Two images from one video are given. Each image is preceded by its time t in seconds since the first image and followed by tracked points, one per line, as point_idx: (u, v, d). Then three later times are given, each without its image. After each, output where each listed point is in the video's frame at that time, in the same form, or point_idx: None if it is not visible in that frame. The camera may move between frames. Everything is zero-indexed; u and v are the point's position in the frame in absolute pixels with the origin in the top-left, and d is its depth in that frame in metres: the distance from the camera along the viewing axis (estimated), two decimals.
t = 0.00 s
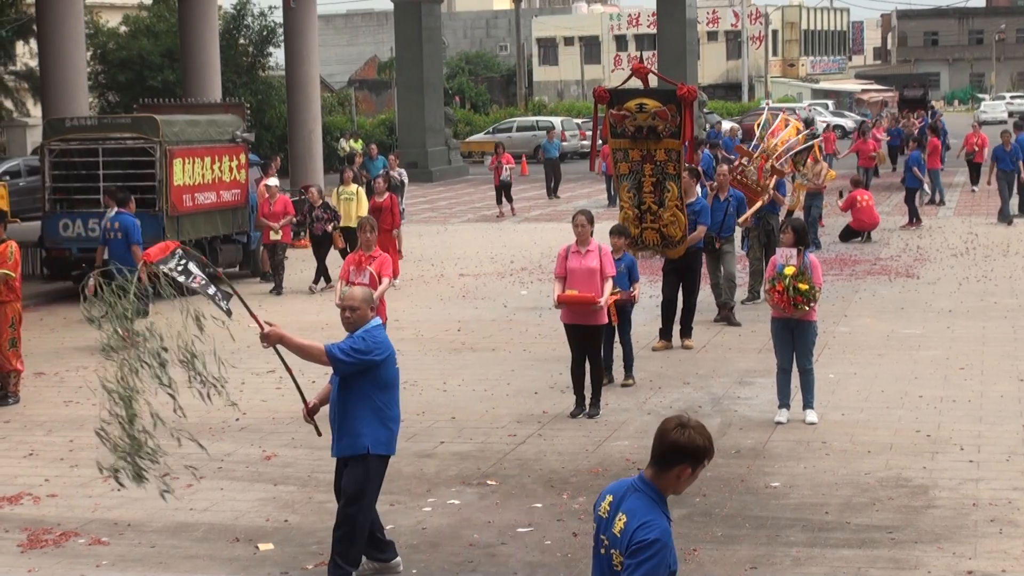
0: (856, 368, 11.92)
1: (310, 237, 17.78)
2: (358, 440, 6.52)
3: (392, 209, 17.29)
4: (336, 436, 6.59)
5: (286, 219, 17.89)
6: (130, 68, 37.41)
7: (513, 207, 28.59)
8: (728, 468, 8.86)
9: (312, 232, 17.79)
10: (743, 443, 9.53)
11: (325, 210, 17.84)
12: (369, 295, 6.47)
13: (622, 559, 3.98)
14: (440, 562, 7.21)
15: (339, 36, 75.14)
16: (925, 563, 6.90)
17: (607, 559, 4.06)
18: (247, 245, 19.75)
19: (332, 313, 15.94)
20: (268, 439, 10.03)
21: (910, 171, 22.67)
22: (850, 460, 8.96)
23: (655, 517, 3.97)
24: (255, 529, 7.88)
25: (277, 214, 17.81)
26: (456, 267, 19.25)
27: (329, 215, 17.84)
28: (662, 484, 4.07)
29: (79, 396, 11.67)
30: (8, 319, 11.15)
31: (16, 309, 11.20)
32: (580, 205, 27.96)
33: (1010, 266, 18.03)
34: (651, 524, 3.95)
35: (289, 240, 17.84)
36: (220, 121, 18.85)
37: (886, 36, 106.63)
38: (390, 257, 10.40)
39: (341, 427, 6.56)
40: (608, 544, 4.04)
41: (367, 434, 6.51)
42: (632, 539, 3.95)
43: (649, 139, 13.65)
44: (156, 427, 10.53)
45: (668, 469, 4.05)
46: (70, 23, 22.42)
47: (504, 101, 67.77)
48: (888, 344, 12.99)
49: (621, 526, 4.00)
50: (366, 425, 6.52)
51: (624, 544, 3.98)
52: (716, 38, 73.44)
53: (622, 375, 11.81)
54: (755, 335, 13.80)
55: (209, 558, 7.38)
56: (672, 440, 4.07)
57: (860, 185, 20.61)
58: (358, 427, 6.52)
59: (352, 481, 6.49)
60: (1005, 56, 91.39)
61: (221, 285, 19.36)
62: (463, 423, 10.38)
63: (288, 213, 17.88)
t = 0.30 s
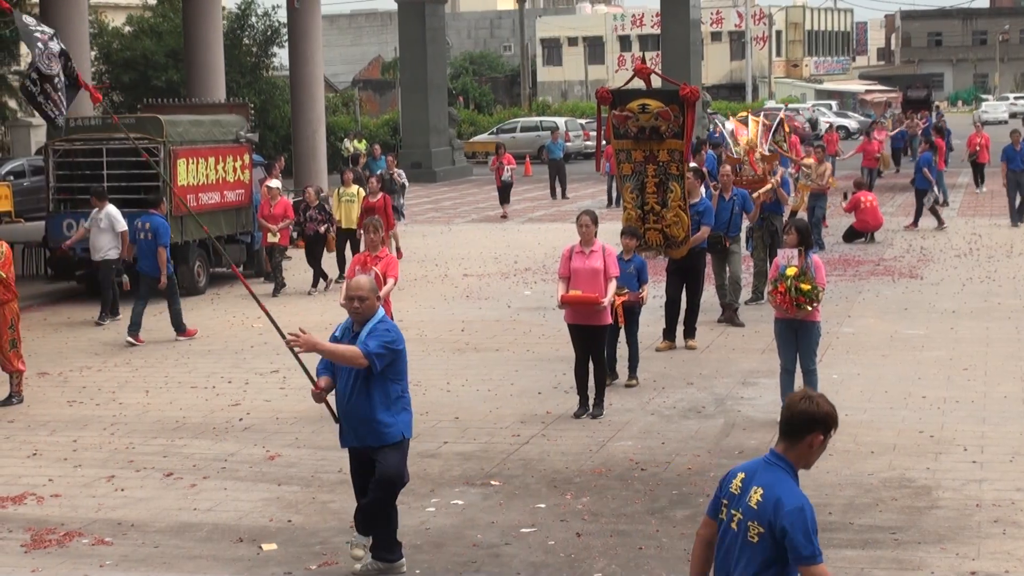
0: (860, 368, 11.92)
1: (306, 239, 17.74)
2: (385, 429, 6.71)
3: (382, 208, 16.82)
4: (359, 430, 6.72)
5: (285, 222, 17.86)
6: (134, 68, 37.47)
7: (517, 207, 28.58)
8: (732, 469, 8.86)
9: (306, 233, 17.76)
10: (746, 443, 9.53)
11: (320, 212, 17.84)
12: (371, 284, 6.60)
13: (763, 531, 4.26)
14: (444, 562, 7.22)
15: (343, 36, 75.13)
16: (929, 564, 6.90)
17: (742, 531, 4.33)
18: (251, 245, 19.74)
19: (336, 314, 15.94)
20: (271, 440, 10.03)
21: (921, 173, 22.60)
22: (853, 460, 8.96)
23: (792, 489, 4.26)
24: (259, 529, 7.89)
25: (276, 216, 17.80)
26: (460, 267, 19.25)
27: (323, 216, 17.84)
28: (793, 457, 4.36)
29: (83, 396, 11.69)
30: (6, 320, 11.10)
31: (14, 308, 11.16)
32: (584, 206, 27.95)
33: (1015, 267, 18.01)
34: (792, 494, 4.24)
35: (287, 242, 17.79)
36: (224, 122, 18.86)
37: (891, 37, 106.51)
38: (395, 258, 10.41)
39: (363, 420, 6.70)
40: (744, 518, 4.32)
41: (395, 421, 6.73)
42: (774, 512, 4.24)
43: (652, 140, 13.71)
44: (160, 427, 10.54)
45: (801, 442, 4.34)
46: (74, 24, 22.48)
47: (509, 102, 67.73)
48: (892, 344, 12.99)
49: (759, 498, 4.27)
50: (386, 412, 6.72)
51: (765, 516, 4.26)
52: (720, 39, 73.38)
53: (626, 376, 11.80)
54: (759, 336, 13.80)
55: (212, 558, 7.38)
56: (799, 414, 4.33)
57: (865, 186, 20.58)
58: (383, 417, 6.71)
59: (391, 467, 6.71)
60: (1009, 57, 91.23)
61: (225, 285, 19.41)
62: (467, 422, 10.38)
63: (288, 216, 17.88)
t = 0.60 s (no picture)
0: (860, 370, 11.92)
1: (298, 242, 17.70)
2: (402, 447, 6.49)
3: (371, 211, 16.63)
4: (379, 448, 6.45)
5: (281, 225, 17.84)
6: (134, 70, 37.48)
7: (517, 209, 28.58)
8: (731, 470, 8.86)
9: (298, 236, 17.72)
10: (746, 444, 9.53)
11: (313, 214, 17.71)
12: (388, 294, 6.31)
13: (889, 504, 4.38)
14: (443, 564, 7.22)
15: (342, 38, 75.13)
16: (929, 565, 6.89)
17: (871, 508, 4.46)
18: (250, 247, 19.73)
19: (335, 316, 15.94)
20: (270, 441, 10.03)
21: (930, 175, 22.55)
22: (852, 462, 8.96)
23: (915, 466, 4.37)
24: (258, 531, 7.89)
25: (271, 219, 17.79)
26: (460, 269, 19.25)
27: (315, 219, 17.72)
28: (917, 436, 4.46)
29: (83, 398, 11.69)
30: None
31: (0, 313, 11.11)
32: (584, 207, 27.94)
33: (1014, 268, 18.01)
34: (915, 470, 4.35)
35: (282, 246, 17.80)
36: (223, 123, 18.87)
37: (890, 38, 106.54)
38: (395, 259, 10.38)
39: (383, 438, 6.44)
40: (872, 494, 4.45)
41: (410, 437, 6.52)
42: (898, 487, 4.35)
43: (651, 141, 13.66)
44: (159, 428, 10.55)
45: (925, 419, 4.45)
46: (73, 25, 22.48)
47: (508, 104, 67.74)
48: (891, 346, 12.99)
49: (884, 474, 4.40)
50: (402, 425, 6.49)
51: (890, 491, 4.38)
52: (720, 40, 73.42)
53: (626, 376, 11.80)
54: (759, 337, 13.80)
55: (212, 560, 7.39)
56: (922, 395, 4.45)
57: (864, 187, 20.57)
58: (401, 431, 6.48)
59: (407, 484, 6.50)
60: (1009, 58, 91.26)
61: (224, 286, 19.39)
62: (466, 424, 10.38)
63: (283, 219, 17.86)
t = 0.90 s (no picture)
0: (858, 372, 11.92)
1: (289, 246, 17.85)
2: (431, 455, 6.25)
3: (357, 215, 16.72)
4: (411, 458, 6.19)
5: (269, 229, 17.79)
6: (132, 73, 37.46)
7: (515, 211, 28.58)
8: (730, 472, 8.86)
9: (288, 241, 17.89)
10: (744, 446, 9.53)
11: (301, 218, 17.88)
12: (404, 297, 6.15)
13: (1011, 491, 4.51)
14: (440, 567, 7.20)
15: (340, 40, 75.14)
16: (928, 568, 6.89)
17: (992, 498, 4.60)
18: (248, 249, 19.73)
19: (333, 319, 15.94)
20: (268, 444, 10.02)
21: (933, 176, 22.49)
22: (850, 464, 8.96)
23: None
24: (256, 533, 7.88)
25: (259, 224, 17.72)
26: (457, 271, 19.25)
27: (303, 223, 17.91)
28: None
29: (81, 400, 11.69)
30: None
31: None
32: (582, 210, 27.94)
33: (1012, 270, 18.03)
34: None
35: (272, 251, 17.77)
36: (221, 126, 18.88)
37: (887, 41, 106.68)
38: (393, 261, 10.33)
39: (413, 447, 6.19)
40: (993, 484, 4.58)
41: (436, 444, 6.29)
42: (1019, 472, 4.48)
43: (650, 144, 13.59)
44: (157, 431, 10.54)
45: None
46: (71, 27, 22.48)
47: (506, 106, 67.74)
48: (890, 347, 13.00)
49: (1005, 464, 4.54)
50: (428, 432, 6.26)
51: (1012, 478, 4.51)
52: (718, 42, 73.47)
53: (625, 377, 11.79)
54: (757, 339, 13.81)
55: (210, 562, 7.38)
56: None
57: (862, 189, 20.57)
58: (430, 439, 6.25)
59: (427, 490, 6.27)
60: (1006, 60, 91.38)
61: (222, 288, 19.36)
62: (464, 426, 10.37)
63: (271, 224, 17.84)
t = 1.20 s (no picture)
0: (858, 375, 11.92)
1: (277, 248, 17.69)
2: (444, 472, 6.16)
3: (348, 219, 16.69)
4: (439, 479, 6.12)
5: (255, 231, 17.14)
6: (131, 74, 37.48)
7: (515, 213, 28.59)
8: (729, 475, 8.86)
9: (277, 243, 17.72)
10: (744, 450, 9.53)
11: (289, 219, 17.80)
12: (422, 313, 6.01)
13: None
14: (439, 569, 7.20)
15: (340, 42, 75.20)
16: (928, 572, 6.89)
17: None
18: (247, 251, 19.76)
19: (333, 321, 15.94)
20: (268, 446, 10.02)
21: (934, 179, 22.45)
22: (849, 467, 8.96)
23: None
24: (256, 535, 7.88)
25: (246, 224, 17.07)
26: (457, 274, 19.25)
27: (292, 224, 17.83)
28: None
29: (81, 402, 11.69)
30: None
31: None
32: (582, 212, 27.96)
33: (1011, 274, 18.03)
34: None
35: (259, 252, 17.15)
36: (222, 128, 18.83)
37: (887, 44, 106.76)
38: (393, 263, 10.35)
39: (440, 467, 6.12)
40: None
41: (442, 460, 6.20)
42: None
43: (651, 146, 13.63)
44: (157, 433, 10.53)
45: None
46: (72, 28, 22.49)
47: (505, 108, 67.71)
48: (890, 351, 13.00)
49: None
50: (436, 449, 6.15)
51: None
52: (717, 45, 73.52)
53: (624, 380, 11.79)
54: (757, 342, 13.82)
55: (210, 564, 7.38)
56: None
57: (862, 193, 20.57)
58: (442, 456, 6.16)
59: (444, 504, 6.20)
60: (1005, 64, 91.42)
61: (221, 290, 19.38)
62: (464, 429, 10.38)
63: (258, 225, 17.15)
